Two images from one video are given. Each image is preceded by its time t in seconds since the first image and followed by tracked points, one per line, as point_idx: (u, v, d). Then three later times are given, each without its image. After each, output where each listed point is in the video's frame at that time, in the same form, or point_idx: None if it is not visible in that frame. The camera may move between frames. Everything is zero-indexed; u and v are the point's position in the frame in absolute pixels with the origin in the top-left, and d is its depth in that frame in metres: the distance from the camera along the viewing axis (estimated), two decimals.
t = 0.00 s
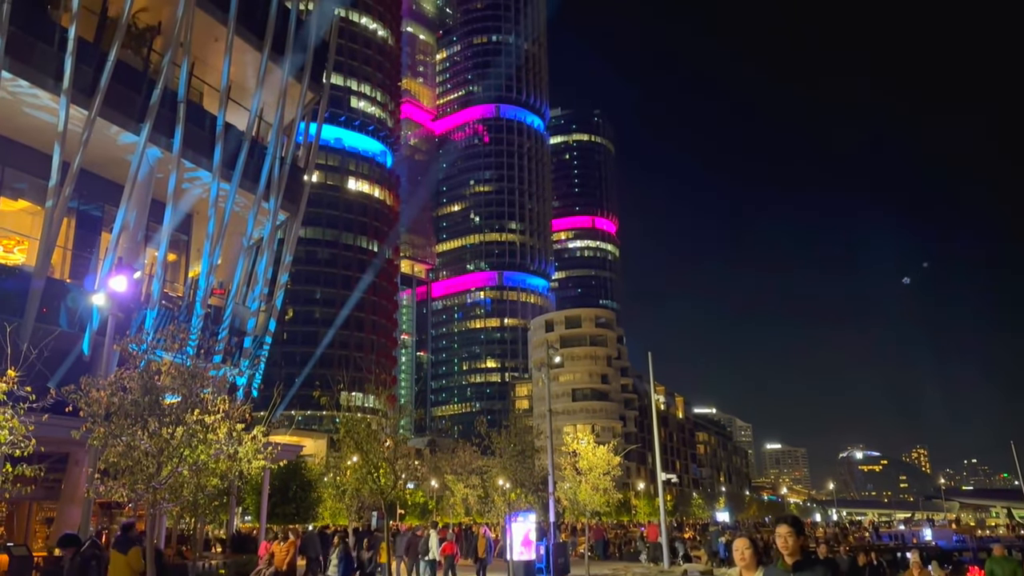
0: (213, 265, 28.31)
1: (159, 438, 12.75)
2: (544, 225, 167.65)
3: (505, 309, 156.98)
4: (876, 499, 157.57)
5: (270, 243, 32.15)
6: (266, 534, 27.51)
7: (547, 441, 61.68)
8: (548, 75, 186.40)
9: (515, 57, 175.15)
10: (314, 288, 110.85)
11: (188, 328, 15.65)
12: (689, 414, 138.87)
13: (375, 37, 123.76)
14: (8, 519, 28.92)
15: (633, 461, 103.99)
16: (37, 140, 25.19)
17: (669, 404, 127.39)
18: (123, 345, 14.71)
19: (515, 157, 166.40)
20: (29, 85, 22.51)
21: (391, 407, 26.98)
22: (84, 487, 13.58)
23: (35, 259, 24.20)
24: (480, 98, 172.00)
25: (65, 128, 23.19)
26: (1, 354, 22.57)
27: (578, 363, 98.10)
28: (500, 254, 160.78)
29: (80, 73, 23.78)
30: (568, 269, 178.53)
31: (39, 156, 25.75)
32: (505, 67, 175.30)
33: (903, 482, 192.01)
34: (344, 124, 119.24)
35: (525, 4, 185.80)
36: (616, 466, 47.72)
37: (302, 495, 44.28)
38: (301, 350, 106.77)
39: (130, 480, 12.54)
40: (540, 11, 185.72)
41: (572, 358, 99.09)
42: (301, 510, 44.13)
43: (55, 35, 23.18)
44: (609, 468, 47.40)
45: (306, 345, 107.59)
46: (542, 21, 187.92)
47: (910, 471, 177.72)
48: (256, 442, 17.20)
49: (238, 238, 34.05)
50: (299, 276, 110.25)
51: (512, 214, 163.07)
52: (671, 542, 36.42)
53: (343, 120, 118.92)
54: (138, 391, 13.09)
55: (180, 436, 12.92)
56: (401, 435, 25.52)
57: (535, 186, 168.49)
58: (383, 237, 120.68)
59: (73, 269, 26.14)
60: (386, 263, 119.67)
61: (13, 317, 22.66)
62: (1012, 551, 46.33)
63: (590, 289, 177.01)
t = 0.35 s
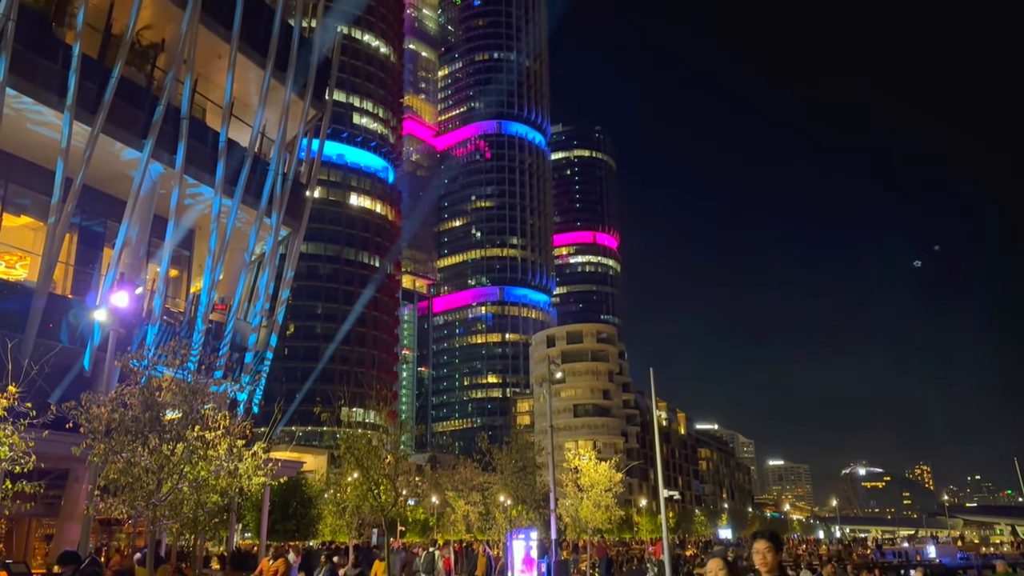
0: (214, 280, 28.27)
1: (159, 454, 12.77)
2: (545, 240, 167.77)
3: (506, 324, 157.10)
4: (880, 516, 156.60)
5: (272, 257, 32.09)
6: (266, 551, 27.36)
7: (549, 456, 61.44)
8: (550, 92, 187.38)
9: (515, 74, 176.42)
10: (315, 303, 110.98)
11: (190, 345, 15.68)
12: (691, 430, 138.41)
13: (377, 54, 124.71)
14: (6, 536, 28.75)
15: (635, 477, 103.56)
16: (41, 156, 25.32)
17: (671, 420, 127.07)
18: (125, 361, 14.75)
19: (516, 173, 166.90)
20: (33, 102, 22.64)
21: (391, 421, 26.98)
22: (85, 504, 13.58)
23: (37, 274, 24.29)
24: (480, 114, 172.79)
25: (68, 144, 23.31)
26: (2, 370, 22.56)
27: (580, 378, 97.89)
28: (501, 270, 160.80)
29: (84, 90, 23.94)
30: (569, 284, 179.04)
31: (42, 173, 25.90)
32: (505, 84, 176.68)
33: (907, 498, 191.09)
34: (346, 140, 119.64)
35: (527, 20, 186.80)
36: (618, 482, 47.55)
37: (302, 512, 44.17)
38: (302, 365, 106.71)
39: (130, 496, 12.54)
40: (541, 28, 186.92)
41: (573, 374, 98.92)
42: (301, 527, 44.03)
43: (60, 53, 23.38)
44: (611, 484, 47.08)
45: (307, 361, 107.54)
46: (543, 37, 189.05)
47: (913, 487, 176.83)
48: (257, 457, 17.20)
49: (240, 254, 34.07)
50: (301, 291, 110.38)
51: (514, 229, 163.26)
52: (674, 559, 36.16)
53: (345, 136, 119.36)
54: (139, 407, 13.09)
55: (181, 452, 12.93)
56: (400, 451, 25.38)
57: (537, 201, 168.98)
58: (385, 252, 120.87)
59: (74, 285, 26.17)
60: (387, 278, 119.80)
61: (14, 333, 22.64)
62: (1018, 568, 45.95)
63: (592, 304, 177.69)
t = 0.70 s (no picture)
0: (215, 293, 28.24)
1: (159, 468, 12.73)
2: (546, 253, 167.82)
3: (507, 337, 157.15)
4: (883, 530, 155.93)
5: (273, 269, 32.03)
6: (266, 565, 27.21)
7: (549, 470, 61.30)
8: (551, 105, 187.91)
9: (510, 87, 176.33)
10: (316, 316, 110.97)
11: (190, 358, 15.63)
12: (692, 443, 138.04)
13: (379, 68, 125.16)
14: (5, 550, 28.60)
15: (636, 491, 103.25)
16: (44, 170, 25.39)
17: (672, 433, 126.86)
18: (125, 373, 14.73)
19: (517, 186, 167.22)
20: (36, 115, 22.72)
21: (391, 434, 26.86)
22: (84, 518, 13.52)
23: (38, 287, 24.33)
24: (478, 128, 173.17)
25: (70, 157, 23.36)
26: (2, 383, 22.52)
27: (581, 392, 97.52)
28: (502, 282, 160.66)
29: (87, 103, 24.04)
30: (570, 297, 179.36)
31: (45, 187, 25.99)
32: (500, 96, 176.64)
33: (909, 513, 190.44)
34: (348, 153, 119.88)
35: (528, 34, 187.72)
36: (619, 496, 47.44)
37: (302, 526, 43.99)
38: (302, 379, 106.44)
39: (129, 511, 12.52)
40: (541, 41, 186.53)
41: (574, 387, 98.69)
42: (301, 541, 43.90)
43: (63, 67, 23.50)
44: (613, 498, 46.83)
45: (306, 374, 107.22)
46: (543, 51, 188.75)
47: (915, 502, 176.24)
48: (257, 471, 17.15)
49: (241, 267, 34.07)
50: (301, 304, 110.39)
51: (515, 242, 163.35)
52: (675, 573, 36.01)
53: (346, 150, 119.68)
54: (139, 420, 13.05)
55: (181, 465, 12.92)
56: (401, 465, 25.23)
57: (537, 214, 169.29)
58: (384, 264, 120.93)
59: (75, 298, 26.17)
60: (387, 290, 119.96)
61: (16, 346, 22.62)
62: None
63: (592, 317, 177.92)
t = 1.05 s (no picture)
0: (216, 306, 28.20)
1: (159, 482, 12.83)
2: (547, 266, 167.81)
3: (507, 351, 157.08)
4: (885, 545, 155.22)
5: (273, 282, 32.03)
6: None
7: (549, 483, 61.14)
8: (552, 119, 188.55)
9: (509, 101, 176.61)
10: (317, 329, 110.97)
11: (190, 371, 15.61)
12: (693, 458, 137.54)
13: (381, 83, 125.81)
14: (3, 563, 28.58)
15: (637, 506, 102.81)
16: (45, 183, 25.46)
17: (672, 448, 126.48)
18: (125, 386, 14.72)
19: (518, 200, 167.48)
20: (38, 129, 22.83)
21: (390, 448, 26.77)
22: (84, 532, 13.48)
23: (39, 301, 24.40)
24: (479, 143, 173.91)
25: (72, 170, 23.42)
26: (2, 397, 22.50)
27: (581, 406, 97.29)
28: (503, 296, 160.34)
29: (89, 116, 24.14)
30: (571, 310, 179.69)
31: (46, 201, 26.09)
32: (499, 110, 176.92)
33: (911, 528, 189.68)
34: (349, 167, 120.32)
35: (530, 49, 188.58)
36: (619, 512, 47.34)
37: (302, 542, 43.75)
38: (302, 392, 106.18)
39: (128, 525, 12.53)
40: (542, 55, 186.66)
41: (575, 401, 98.40)
42: (300, 556, 43.72)
43: (66, 80, 23.60)
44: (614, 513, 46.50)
45: (307, 387, 106.97)
46: (544, 65, 188.98)
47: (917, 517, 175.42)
48: (256, 485, 17.16)
49: (242, 280, 34.12)
50: (302, 317, 110.35)
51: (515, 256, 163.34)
52: None
53: (348, 164, 120.20)
54: (140, 433, 13.02)
55: (181, 480, 12.96)
56: (401, 480, 25.11)
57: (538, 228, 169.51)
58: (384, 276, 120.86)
59: (76, 311, 26.20)
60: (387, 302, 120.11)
61: (16, 360, 22.61)
62: None
63: (593, 330, 178.22)
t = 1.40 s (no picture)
0: (216, 318, 28.19)
1: (159, 494, 12.83)
2: (547, 278, 167.75)
3: (507, 362, 156.94)
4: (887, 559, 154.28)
5: (273, 293, 32.05)
6: None
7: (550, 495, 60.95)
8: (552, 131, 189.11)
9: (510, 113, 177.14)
10: (317, 340, 110.93)
11: (190, 384, 15.60)
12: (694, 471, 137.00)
13: (382, 96, 126.39)
14: None
15: (638, 519, 102.37)
16: (47, 195, 25.53)
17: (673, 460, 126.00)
18: (125, 398, 14.71)
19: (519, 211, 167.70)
20: (40, 140, 22.89)
21: (389, 460, 26.61)
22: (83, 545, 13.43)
23: (40, 312, 24.43)
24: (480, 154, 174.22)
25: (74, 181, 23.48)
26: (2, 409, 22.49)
27: (581, 418, 97.10)
28: (504, 307, 160.17)
29: (92, 128, 24.23)
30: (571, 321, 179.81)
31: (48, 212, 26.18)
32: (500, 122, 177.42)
33: (914, 541, 188.60)
34: (351, 178, 121.05)
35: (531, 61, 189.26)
36: (620, 525, 47.10)
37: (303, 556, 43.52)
38: (302, 404, 106.01)
39: (128, 537, 12.50)
40: (543, 68, 187.22)
41: (576, 413, 98.14)
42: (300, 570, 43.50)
43: (70, 93, 23.72)
44: (615, 527, 46.24)
45: (307, 399, 106.86)
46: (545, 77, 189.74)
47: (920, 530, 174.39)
48: (256, 496, 17.14)
49: (242, 291, 34.20)
50: (303, 328, 110.34)
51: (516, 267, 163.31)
52: None
53: (349, 175, 120.86)
54: (139, 445, 13.03)
55: (181, 492, 12.96)
56: (401, 493, 24.95)
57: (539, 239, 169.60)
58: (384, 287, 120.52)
59: (76, 322, 26.22)
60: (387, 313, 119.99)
61: (16, 372, 22.57)
62: None
63: (593, 341, 178.37)
